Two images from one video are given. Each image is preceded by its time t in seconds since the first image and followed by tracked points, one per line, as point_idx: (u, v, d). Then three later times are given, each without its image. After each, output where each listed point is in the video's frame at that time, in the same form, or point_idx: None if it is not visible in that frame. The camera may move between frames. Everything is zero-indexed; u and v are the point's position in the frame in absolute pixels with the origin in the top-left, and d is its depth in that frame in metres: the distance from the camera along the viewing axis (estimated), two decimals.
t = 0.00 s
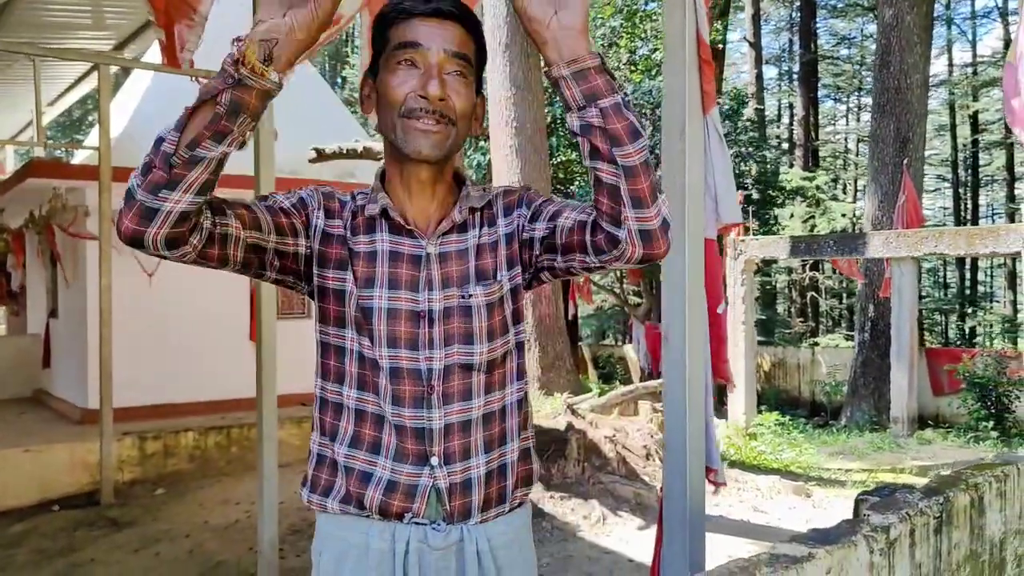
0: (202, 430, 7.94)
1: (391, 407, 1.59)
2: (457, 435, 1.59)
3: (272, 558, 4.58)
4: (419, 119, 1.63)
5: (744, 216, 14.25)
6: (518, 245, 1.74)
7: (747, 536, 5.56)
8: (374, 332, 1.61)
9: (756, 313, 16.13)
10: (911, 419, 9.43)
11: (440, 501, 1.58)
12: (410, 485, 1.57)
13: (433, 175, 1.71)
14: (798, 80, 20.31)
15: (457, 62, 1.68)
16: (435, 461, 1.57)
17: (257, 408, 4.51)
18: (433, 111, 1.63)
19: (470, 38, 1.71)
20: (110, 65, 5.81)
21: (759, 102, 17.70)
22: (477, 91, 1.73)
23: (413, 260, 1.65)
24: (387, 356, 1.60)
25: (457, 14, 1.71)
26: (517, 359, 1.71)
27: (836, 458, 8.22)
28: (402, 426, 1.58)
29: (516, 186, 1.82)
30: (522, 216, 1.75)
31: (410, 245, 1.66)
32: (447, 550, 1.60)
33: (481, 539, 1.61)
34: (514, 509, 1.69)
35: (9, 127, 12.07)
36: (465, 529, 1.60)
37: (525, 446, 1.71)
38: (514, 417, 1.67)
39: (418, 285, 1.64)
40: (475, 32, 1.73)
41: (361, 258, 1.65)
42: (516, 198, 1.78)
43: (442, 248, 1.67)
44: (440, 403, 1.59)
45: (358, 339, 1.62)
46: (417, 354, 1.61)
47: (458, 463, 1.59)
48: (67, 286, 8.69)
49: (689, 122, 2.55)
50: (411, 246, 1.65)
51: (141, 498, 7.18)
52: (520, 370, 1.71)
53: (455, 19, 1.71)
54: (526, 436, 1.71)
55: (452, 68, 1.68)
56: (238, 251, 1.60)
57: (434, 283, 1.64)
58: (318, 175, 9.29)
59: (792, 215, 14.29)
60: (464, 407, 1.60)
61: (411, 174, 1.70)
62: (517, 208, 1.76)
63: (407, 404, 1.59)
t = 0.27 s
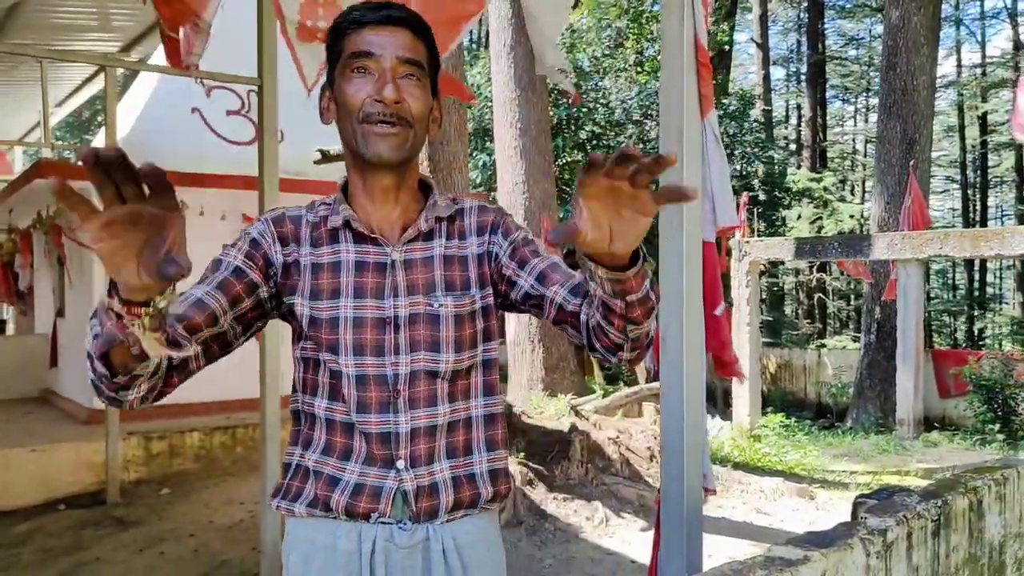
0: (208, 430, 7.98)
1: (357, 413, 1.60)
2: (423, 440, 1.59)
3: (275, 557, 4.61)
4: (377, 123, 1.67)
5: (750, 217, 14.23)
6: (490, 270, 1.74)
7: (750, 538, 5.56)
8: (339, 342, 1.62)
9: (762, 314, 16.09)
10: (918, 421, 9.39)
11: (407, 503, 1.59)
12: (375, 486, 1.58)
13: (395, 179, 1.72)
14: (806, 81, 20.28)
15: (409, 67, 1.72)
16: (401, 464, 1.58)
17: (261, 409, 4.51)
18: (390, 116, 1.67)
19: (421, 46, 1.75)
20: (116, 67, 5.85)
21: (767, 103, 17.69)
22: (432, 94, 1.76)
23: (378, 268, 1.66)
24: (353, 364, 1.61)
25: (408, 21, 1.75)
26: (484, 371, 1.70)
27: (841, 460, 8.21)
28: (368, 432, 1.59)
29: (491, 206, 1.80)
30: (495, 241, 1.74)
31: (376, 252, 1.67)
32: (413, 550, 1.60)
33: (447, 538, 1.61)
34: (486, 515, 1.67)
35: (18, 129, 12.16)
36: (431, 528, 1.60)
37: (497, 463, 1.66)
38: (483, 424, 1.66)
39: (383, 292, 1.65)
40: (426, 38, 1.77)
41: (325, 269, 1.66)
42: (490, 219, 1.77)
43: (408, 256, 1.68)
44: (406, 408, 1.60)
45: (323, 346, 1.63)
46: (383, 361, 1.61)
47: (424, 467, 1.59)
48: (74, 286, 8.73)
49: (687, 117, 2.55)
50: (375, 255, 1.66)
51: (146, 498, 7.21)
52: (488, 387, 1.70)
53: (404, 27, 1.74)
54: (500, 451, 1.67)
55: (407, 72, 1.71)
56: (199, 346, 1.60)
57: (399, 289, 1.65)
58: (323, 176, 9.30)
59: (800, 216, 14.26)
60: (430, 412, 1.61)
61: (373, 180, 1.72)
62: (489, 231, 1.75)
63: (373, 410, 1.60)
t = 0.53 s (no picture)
0: (217, 431, 8.06)
1: (336, 419, 1.48)
2: (403, 446, 1.48)
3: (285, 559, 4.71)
4: (346, 128, 1.57)
5: (759, 218, 14.22)
6: (463, 279, 1.61)
7: (757, 540, 5.54)
8: (316, 351, 1.50)
9: (772, 315, 16.07)
10: (927, 423, 9.35)
11: (390, 504, 1.47)
12: (356, 490, 1.47)
13: (369, 182, 1.62)
14: (815, 82, 20.28)
15: (378, 67, 1.62)
16: (382, 470, 1.46)
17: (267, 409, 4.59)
18: (359, 119, 1.57)
19: (391, 43, 1.65)
20: (125, 69, 5.88)
21: (776, 103, 17.67)
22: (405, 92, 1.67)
23: (356, 276, 1.54)
24: (332, 373, 1.49)
25: (375, 19, 1.64)
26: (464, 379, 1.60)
27: (850, 461, 8.17)
28: (348, 438, 1.47)
29: (476, 217, 1.66)
30: (474, 257, 1.61)
31: (353, 260, 1.55)
32: (397, 551, 1.49)
33: (431, 535, 1.50)
34: (469, 517, 1.57)
35: (30, 131, 12.25)
36: (414, 528, 1.49)
37: (474, 470, 1.57)
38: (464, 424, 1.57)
39: (361, 299, 1.53)
40: (395, 35, 1.67)
41: (301, 279, 1.54)
42: (474, 232, 1.63)
43: (385, 262, 1.56)
44: (386, 414, 1.48)
45: (300, 356, 1.51)
46: (362, 368, 1.50)
47: (405, 471, 1.48)
48: (84, 287, 8.77)
49: (691, 127, 2.57)
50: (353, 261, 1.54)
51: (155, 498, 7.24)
52: (465, 396, 1.59)
53: (374, 24, 1.64)
54: (475, 458, 1.57)
55: (376, 73, 1.62)
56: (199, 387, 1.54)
57: (378, 297, 1.53)
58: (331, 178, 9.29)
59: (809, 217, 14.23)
60: (411, 420, 1.49)
61: (347, 184, 1.61)
62: (470, 246, 1.62)
63: (353, 417, 1.48)
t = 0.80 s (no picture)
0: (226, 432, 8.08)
1: (351, 429, 1.48)
2: (417, 453, 1.50)
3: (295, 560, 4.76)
4: (362, 138, 1.57)
5: (769, 220, 14.17)
6: (473, 288, 1.64)
7: (767, 543, 5.52)
8: (330, 360, 1.49)
9: (782, 317, 16.01)
10: (939, 425, 9.29)
11: (405, 510, 1.49)
12: (371, 497, 1.48)
13: (384, 189, 1.63)
14: (826, 82, 20.21)
15: (393, 74, 1.62)
16: (396, 478, 1.48)
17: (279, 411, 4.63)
18: (375, 129, 1.57)
19: (405, 47, 1.64)
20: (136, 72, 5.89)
21: (786, 104, 17.61)
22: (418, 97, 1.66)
23: (371, 283, 1.54)
24: (346, 382, 1.49)
25: (388, 24, 1.63)
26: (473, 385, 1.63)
27: (861, 464, 8.13)
28: (363, 447, 1.48)
29: (485, 225, 1.70)
30: (487, 270, 1.66)
31: (366, 268, 1.55)
32: (413, 555, 1.51)
33: (445, 539, 1.53)
34: (478, 519, 1.60)
35: (41, 133, 12.33)
36: (430, 531, 1.51)
37: (483, 472, 1.60)
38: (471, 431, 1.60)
39: (375, 307, 1.53)
40: (409, 39, 1.66)
41: (315, 288, 1.53)
42: (486, 243, 1.67)
43: (400, 270, 1.56)
44: (401, 423, 1.50)
45: (313, 367, 1.50)
46: (376, 377, 1.50)
47: (419, 478, 1.50)
48: (95, 288, 8.82)
49: (700, 130, 2.56)
50: (368, 273, 1.54)
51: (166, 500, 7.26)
52: (472, 401, 1.62)
53: (388, 29, 1.63)
54: (483, 462, 1.61)
55: (391, 80, 1.61)
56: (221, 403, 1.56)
57: (392, 305, 1.54)
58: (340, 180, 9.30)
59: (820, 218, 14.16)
60: (425, 428, 1.51)
61: (361, 191, 1.62)
62: (483, 257, 1.65)
63: (368, 426, 1.49)
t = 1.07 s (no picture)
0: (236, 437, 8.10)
1: (394, 435, 1.48)
2: (456, 461, 1.51)
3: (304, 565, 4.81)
4: (412, 148, 1.58)
5: (779, 224, 14.12)
6: (512, 299, 1.66)
7: (779, 549, 5.50)
8: (373, 365, 1.49)
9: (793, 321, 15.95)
10: (951, 431, 9.24)
11: (443, 518, 1.49)
12: (410, 504, 1.47)
13: (430, 200, 1.63)
14: (836, 86, 20.16)
15: (447, 88, 1.63)
16: (436, 485, 1.49)
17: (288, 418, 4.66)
18: (425, 140, 1.58)
19: (459, 61, 1.65)
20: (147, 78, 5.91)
21: (796, 108, 17.56)
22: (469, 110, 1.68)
23: (414, 289, 1.54)
24: (388, 389, 1.49)
25: (443, 36, 1.64)
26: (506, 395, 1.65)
27: (873, 469, 8.09)
28: (404, 453, 1.48)
29: (526, 238, 1.72)
30: (524, 283, 1.68)
31: (411, 273, 1.55)
32: (449, 564, 1.51)
33: (481, 549, 1.53)
34: (510, 528, 1.61)
35: (53, 139, 12.41)
36: (465, 541, 1.51)
37: (515, 483, 1.62)
38: (504, 444, 1.61)
39: (418, 313, 1.53)
40: (462, 51, 1.67)
41: (358, 293, 1.53)
42: (525, 255, 1.69)
43: (444, 277, 1.57)
44: (443, 430, 1.50)
45: (355, 373, 1.50)
46: (418, 384, 1.50)
47: (458, 486, 1.51)
48: (107, 293, 8.87)
49: (709, 137, 2.55)
50: (413, 277, 1.54)
51: (176, 504, 7.28)
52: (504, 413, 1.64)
53: (443, 41, 1.64)
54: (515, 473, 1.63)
55: (443, 91, 1.62)
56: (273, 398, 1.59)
57: (436, 311, 1.54)
58: (350, 186, 9.33)
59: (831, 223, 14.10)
60: (465, 436, 1.52)
61: (407, 201, 1.62)
62: (520, 269, 1.67)
63: (410, 432, 1.49)
